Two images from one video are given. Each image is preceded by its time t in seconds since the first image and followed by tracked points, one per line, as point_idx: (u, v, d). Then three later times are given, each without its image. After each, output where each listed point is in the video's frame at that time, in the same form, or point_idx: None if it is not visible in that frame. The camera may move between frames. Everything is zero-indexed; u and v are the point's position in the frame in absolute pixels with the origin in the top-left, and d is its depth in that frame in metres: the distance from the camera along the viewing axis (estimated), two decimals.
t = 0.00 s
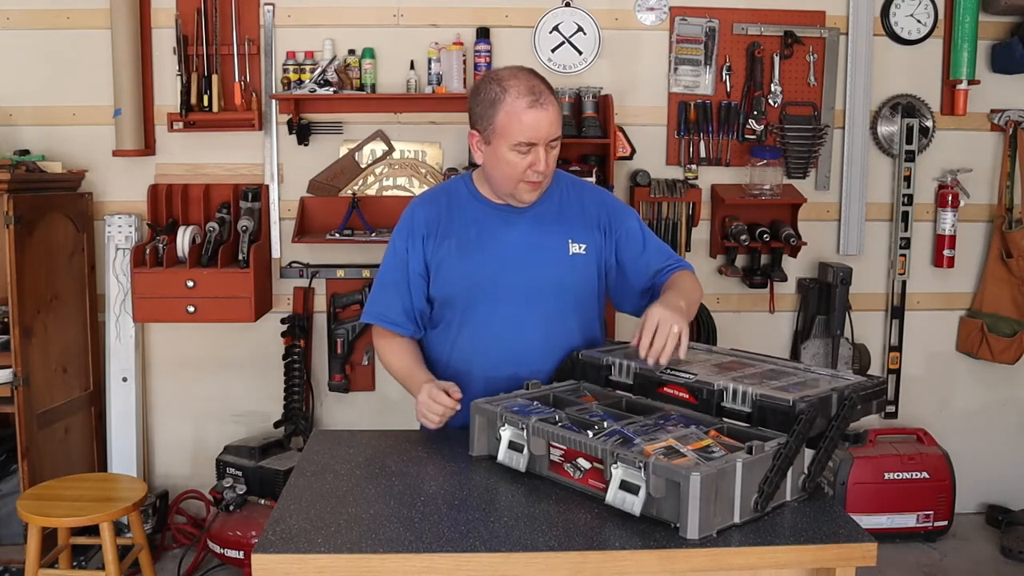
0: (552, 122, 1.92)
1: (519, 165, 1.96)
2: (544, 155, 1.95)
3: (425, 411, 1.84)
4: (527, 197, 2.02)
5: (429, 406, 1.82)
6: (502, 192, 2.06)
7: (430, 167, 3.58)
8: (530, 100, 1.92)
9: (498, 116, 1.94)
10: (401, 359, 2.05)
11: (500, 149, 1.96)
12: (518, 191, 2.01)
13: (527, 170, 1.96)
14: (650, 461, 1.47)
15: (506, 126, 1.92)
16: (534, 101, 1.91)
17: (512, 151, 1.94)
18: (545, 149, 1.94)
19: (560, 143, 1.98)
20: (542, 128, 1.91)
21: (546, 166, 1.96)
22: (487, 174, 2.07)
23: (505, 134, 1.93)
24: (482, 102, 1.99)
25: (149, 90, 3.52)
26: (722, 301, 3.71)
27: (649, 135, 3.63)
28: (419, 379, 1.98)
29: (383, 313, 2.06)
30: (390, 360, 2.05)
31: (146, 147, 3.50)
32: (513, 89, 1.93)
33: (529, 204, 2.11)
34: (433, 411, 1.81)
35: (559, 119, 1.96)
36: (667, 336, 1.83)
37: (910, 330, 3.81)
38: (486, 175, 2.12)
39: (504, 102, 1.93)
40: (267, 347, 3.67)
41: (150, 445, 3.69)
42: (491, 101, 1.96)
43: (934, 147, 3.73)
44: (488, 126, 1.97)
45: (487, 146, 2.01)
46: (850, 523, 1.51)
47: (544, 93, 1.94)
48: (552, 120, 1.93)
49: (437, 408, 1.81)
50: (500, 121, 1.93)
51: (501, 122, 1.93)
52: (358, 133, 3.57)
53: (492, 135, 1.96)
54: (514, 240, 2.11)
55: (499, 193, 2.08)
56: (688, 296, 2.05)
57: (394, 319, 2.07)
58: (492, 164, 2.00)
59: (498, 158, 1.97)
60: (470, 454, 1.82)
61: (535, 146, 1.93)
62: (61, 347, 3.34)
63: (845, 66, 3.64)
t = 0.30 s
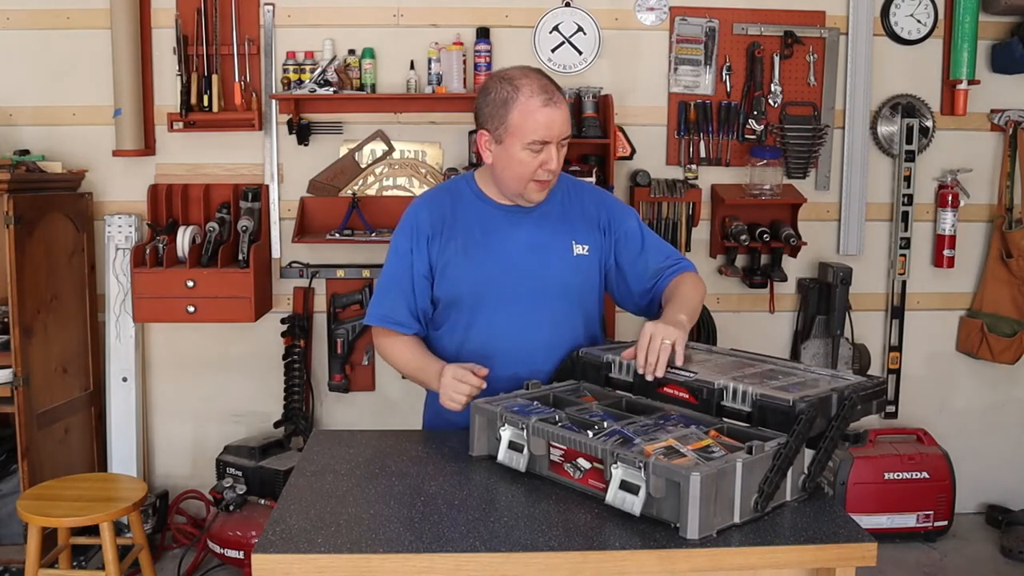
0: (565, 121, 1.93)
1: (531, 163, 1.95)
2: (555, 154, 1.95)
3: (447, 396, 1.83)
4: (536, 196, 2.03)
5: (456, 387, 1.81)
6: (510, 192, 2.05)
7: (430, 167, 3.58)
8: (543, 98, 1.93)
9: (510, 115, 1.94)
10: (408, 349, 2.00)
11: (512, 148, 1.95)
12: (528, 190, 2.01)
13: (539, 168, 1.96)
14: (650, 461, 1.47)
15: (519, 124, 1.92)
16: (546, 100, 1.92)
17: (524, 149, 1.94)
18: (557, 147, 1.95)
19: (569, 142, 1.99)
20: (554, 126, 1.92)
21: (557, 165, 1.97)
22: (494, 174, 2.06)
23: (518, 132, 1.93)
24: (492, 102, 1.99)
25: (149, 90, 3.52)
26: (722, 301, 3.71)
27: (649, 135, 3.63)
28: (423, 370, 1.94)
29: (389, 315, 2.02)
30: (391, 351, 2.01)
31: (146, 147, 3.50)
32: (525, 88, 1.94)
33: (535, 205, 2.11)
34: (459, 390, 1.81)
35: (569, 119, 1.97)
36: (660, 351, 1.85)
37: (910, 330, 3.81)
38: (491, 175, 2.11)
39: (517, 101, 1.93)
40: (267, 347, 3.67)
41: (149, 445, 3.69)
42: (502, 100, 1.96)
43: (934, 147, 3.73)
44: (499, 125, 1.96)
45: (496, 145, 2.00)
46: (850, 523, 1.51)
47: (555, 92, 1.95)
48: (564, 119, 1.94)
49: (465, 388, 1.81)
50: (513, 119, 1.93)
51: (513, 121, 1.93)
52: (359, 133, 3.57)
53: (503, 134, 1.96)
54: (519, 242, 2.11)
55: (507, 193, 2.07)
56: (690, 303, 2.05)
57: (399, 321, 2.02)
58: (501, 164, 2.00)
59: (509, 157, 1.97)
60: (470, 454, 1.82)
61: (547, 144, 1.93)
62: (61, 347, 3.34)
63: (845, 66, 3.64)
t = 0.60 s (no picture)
0: (573, 124, 1.95)
1: (537, 166, 1.96)
2: (561, 157, 1.97)
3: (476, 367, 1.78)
4: (540, 197, 2.04)
5: (490, 353, 1.77)
6: (514, 193, 2.06)
7: (430, 167, 3.58)
8: (552, 102, 1.93)
9: (518, 117, 1.94)
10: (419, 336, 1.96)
11: (518, 150, 1.96)
12: (533, 192, 2.03)
13: (544, 171, 1.97)
14: (650, 461, 1.47)
15: (527, 127, 1.93)
16: (555, 103, 1.93)
17: (531, 153, 1.95)
18: (563, 150, 1.96)
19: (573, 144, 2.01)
20: (561, 129, 1.93)
21: (562, 167, 1.98)
22: (498, 175, 2.06)
23: (526, 135, 1.93)
24: (499, 103, 1.99)
25: (149, 90, 3.52)
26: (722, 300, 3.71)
27: (649, 135, 3.63)
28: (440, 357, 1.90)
29: (396, 312, 1.97)
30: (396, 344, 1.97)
31: (146, 147, 3.50)
32: (534, 91, 1.94)
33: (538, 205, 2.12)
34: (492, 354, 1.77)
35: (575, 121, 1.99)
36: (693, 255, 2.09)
37: (910, 330, 3.81)
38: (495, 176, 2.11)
39: (526, 104, 1.93)
40: (267, 347, 3.67)
41: (150, 446, 3.69)
42: (510, 103, 1.96)
43: (934, 147, 3.73)
44: (506, 127, 1.96)
45: (502, 146, 2.00)
46: (850, 523, 1.51)
47: (563, 95, 1.96)
48: (571, 122, 1.95)
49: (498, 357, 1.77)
50: (521, 122, 1.93)
51: (520, 124, 1.93)
52: (359, 133, 3.57)
53: (510, 136, 1.96)
54: (524, 241, 2.12)
55: (510, 194, 2.09)
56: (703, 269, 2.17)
57: (408, 318, 1.98)
58: (507, 165, 2.00)
59: (515, 159, 1.97)
60: (470, 454, 1.82)
61: (555, 147, 1.94)
62: (61, 347, 3.34)
63: (845, 65, 3.64)
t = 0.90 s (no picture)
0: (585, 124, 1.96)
1: (550, 166, 1.97)
2: (572, 157, 1.98)
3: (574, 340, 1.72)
4: (549, 196, 2.06)
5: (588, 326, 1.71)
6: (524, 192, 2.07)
7: (430, 167, 3.58)
8: (566, 102, 1.94)
9: (532, 118, 1.94)
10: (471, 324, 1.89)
11: (532, 151, 1.96)
12: (543, 191, 2.04)
13: (556, 171, 1.99)
14: (650, 461, 1.47)
15: (543, 128, 1.93)
16: (569, 104, 1.94)
17: (545, 153, 1.96)
18: (575, 150, 1.98)
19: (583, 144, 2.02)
20: (574, 130, 1.94)
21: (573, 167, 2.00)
22: (508, 174, 2.06)
23: (540, 135, 1.94)
24: (512, 103, 1.98)
25: (149, 90, 3.52)
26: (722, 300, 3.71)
27: (649, 135, 3.63)
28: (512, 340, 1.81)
29: (431, 306, 1.91)
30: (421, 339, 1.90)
31: (146, 147, 3.50)
32: (547, 91, 1.94)
33: (548, 204, 2.14)
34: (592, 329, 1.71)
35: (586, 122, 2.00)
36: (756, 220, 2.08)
37: (910, 330, 3.81)
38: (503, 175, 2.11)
39: (540, 104, 1.93)
40: (267, 347, 3.67)
41: (149, 446, 3.69)
42: (523, 103, 1.95)
43: (934, 147, 3.73)
44: (519, 127, 1.96)
45: (514, 146, 2.00)
46: (850, 523, 1.51)
47: (575, 96, 1.96)
48: (584, 123, 1.96)
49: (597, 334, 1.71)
50: (535, 123, 1.94)
51: (535, 124, 1.94)
52: (359, 133, 3.57)
53: (523, 137, 1.96)
54: (535, 240, 2.13)
55: (519, 194, 2.09)
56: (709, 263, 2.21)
57: (443, 312, 1.92)
58: (518, 166, 2.01)
59: (528, 159, 1.98)
60: (470, 454, 1.82)
61: (568, 147, 1.96)
62: (61, 347, 3.34)
63: (845, 65, 3.64)
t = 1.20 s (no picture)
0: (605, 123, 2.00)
1: (569, 164, 2.01)
2: (591, 155, 2.02)
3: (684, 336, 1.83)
4: (566, 195, 2.10)
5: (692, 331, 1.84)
6: (541, 190, 2.10)
7: (430, 167, 3.58)
8: (587, 101, 1.98)
9: (554, 116, 1.97)
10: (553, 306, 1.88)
11: (553, 148, 1.99)
12: (561, 190, 2.08)
13: (575, 170, 2.03)
14: (650, 461, 1.47)
15: (566, 125, 1.97)
16: (591, 102, 1.98)
17: (565, 151, 1.99)
18: (593, 148, 2.02)
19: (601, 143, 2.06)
20: (595, 128, 1.99)
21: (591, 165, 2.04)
22: (526, 171, 2.09)
23: (563, 133, 1.97)
24: (533, 101, 2.01)
25: (149, 90, 3.52)
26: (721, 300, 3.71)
27: (649, 135, 3.63)
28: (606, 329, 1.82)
29: (506, 283, 1.88)
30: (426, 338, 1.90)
31: (146, 147, 3.50)
32: (569, 90, 1.98)
33: (564, 204, 2.19)
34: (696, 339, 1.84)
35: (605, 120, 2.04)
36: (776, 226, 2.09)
37: (910, 330, 3.81)
38: (519, 174, 2.14)
39: (562, 102, 1.97)
40: (267, 347, 3.67)
41: (149, 445, 3.69)
42: (545, 101, 1.98)
43: (934, 147, 3.73)
44: (541, 125, 1.99)
45: (534, 143, 2.03)
46: (850, 523, 1.51)
47: (595, 95, 2.00)
48: (603, 121, 2.00)
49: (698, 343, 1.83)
50: (557, 121, 1.97)
51: (557, 122, 1.97)
52: (358, 133, 3.57)
53: (545, 134, 1.99)
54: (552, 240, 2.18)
55: (536, 191, 2.13)
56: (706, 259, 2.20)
57: (518, 288, 1.88)
58: (538, 163, 2.04)
59: (548, 157, 2.01)
60: (470, 454, 1.82)
61: (588, 146, 2.00)
62: (61, 347, 3.34)
63: (845, 65, 3.64)
